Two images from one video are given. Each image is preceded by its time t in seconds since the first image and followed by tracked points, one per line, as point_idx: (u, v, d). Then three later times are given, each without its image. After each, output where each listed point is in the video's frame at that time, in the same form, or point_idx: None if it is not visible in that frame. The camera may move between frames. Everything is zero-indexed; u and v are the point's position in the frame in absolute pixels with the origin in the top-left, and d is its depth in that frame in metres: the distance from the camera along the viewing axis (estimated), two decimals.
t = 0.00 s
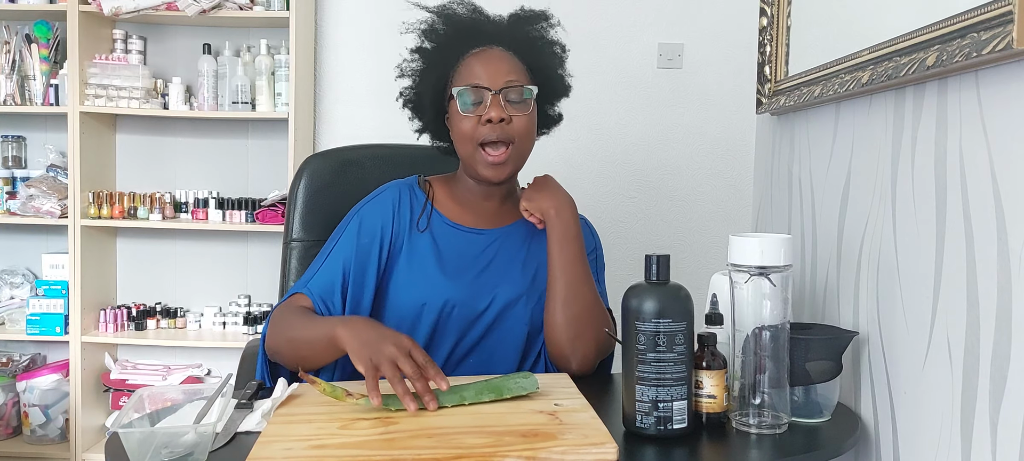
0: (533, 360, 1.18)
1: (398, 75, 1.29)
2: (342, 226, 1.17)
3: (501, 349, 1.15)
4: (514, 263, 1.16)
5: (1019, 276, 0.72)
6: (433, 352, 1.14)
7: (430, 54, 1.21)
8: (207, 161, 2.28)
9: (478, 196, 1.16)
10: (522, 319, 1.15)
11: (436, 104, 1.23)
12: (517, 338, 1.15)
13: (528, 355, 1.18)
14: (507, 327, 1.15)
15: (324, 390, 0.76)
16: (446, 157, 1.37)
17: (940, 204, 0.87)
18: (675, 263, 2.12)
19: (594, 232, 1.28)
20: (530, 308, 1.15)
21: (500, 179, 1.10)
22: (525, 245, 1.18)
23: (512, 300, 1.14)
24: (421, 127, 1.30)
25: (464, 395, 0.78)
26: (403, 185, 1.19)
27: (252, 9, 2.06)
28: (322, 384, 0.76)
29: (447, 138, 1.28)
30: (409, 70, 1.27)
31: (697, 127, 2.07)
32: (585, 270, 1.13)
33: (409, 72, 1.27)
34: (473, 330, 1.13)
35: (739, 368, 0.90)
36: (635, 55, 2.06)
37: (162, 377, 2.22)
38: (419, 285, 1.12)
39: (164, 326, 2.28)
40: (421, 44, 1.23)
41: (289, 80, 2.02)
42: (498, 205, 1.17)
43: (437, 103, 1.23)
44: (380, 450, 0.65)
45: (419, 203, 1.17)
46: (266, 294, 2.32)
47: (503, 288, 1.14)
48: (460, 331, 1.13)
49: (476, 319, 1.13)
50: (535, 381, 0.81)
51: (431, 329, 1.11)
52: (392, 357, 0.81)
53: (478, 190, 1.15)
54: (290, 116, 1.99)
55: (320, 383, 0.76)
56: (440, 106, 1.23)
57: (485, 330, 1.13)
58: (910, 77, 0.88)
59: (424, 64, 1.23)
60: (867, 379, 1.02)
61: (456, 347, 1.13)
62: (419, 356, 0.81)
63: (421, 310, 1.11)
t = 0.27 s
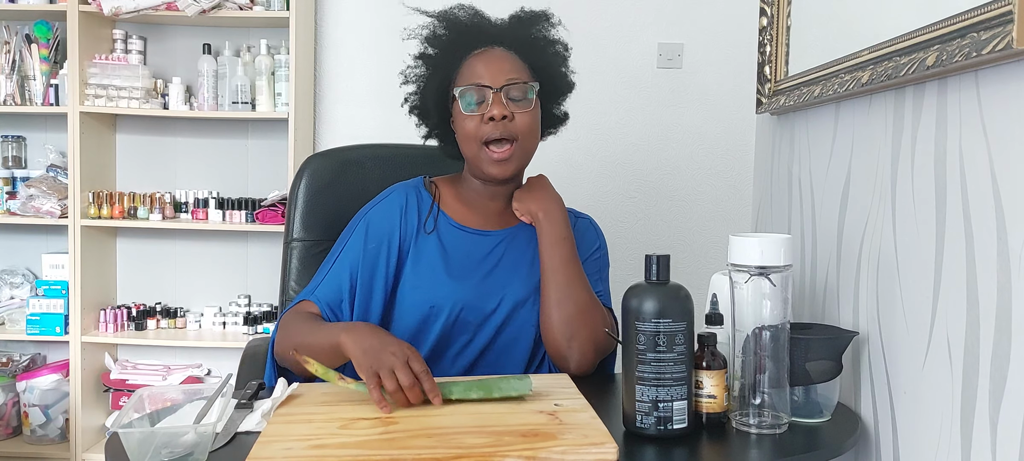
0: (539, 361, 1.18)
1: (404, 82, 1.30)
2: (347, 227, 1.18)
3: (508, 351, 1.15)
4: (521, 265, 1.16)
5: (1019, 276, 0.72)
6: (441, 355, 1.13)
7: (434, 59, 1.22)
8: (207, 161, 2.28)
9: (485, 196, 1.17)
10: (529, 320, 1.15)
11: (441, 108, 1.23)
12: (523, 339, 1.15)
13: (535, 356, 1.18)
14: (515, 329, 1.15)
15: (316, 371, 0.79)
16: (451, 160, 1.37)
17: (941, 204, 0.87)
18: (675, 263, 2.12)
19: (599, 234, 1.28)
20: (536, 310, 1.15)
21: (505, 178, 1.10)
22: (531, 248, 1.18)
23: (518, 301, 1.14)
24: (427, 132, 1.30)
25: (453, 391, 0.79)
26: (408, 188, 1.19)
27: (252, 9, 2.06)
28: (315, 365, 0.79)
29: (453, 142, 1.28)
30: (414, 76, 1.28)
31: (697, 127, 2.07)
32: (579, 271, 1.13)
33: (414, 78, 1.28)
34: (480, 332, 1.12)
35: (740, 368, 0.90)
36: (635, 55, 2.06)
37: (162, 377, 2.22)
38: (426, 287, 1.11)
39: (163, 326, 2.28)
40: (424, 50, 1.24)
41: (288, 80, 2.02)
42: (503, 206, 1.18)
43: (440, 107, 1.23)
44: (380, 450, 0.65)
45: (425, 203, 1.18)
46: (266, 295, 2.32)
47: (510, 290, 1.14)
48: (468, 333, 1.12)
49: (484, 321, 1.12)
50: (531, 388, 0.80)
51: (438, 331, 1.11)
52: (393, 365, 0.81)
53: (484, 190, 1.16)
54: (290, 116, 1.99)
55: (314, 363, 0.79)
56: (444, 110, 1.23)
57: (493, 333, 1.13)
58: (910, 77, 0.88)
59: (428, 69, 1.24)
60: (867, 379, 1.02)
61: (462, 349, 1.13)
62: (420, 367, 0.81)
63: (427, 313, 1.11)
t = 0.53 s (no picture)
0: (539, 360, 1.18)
1: (401, 85, 1.30)
2: (347, 227, 1.18)
3: (509, 351, 1.15)
4: (521, 265, 1.16)
5: (1019, 276, 0.72)
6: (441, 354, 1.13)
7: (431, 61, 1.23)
8: (207, 161, 2.28)
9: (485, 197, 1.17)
10: (529, 320, 1.16)
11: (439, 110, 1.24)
12: (523, 338, 1.15)
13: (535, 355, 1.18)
14: (515, 328, 1.15)
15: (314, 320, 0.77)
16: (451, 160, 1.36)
17: (941, 204, 0.87)
18: (675, 263, 2.12)
19: (599, 235, 1.29)
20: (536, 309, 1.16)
21: (506, 176, 1.10)
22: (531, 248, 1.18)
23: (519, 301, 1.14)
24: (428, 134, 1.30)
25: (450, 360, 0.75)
26: (407, 188, 1.19)
27: (252, 9, 2.06)
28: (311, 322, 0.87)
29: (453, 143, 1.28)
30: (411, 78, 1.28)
31: (696, 126, 2.07)
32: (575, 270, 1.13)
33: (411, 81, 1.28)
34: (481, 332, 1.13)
35: (740, 368, 0.90)
36: (634, 55, 2.06)
37: (162, 377, 2.22)
38: (426, 287, 1.11)
39: (163, 326, 2.28)
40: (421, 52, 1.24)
41: (288, 80, 2.02)
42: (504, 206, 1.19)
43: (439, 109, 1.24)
44: (380, 450, 0.65)
45: (424, 204, 1.18)
46: (266, 295, 2.32)
47: (510, 290, 1.14)
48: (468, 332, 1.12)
49: (484, 321, 1.13)
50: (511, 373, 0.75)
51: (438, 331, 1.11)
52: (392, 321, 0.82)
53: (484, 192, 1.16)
54: (290, 116, 1.99)
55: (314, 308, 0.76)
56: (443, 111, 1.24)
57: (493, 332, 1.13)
58: (910, 77, 0.88)
59: (426, 72, 1.24)
60: (867, 379, 1.02)
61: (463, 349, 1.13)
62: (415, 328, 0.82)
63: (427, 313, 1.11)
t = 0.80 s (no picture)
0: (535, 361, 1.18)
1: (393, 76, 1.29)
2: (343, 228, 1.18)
3: (503, 351, 1.14)
4: (514, 263, 1.18)
5: (1019, 276, 0.72)
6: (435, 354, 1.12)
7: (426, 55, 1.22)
8: (207, 161, 2.28)
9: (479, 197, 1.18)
10: (522, 319, 1.15)
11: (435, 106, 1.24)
12: (519, 338, 1.15)
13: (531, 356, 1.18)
14: (510, 327, 1.14)
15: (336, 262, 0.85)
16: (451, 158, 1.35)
17: (940, 204, 0.87)
18: (675, 263, 2.12)
19: (596, 235, 1.29)
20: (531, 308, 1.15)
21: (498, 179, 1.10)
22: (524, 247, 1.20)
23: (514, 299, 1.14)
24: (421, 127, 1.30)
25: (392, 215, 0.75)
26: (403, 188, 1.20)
27: (252, 9, 2.06)
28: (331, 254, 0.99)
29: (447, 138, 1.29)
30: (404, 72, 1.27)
31: (696, 127, 2.07)
32: (573, 271, 1.14)
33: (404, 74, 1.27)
34: (476, 331, 1.12)
35: (740, 368, 0.90)
36: (634, 55, 2.06)
37: (162, 377, 2.22)
38: (420, 284, 1.12)
39: (163, 326, 2.28)
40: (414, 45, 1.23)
41: (288, 80, 2.02)
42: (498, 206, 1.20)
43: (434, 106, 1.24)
44: (380, 450, 0.65)
45: (418, 203, 1.18)
46: (266, 294, 2.32)
47: (504, 287, 1.14)
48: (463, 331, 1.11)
49: (479, 319, 1.12)
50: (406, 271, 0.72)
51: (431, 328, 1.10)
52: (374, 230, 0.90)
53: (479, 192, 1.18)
54: (290, 116, 1.99)
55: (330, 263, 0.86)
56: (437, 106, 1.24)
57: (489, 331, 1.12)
58: (910, 77, 0.88)
59: (421, 66, 1.23)
60: (867, 379, 1.02)
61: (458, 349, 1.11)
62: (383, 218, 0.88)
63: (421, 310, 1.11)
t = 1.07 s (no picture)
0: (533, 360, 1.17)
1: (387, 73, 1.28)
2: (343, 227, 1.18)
3: (502, 349, 1.14)
4: (513, 261, 1.18)
5: (1019, 276, 0.72)
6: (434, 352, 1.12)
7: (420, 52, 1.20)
8: (207, 161, 2.28)
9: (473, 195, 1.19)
10: (521, 318, 1.15)
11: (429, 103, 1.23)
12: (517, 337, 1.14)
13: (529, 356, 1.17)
14: (509, 325, 1.14)
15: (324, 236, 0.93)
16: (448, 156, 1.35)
17: (940, 203, 0.87)
18: (675, 262, 2.12)
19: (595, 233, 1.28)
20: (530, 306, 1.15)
21: (496, 185, 1.11)
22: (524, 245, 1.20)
23: (513, 298, 1.14)
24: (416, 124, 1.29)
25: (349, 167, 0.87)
26: (401, 185, 1.19)
27: (252, 9, 2.06)
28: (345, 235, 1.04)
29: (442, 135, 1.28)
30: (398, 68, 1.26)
31: (696, 127, 2.07)
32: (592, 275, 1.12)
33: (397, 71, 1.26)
34: (473, 328, 1.12)
35: (740, 368, 0.90)
36: (634, 55, 2.06)
37: (162, 377, 2.22)
38: (418, 281, 1.12)
39: (163, 326, 2.28)
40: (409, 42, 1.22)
41: (288, 80, 2.02)
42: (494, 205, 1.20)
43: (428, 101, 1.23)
44: (380, 450, 0.65)
45: (416, 202, 1.19)
46: (266, 294, 2.32)
47: (503, 285, 1.14)
48: (460, 328, 1.11)
49: (477, 316, 1.12)
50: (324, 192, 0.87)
51: (428, 325, 1.11)
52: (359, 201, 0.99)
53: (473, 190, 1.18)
54: (290, 116, 1.99)
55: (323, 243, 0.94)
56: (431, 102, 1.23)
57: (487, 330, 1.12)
58: (910, 77, 0.88)
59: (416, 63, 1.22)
60: (867, 378, 1.02)
61: (456, 347, 1.12)
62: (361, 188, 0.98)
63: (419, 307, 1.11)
